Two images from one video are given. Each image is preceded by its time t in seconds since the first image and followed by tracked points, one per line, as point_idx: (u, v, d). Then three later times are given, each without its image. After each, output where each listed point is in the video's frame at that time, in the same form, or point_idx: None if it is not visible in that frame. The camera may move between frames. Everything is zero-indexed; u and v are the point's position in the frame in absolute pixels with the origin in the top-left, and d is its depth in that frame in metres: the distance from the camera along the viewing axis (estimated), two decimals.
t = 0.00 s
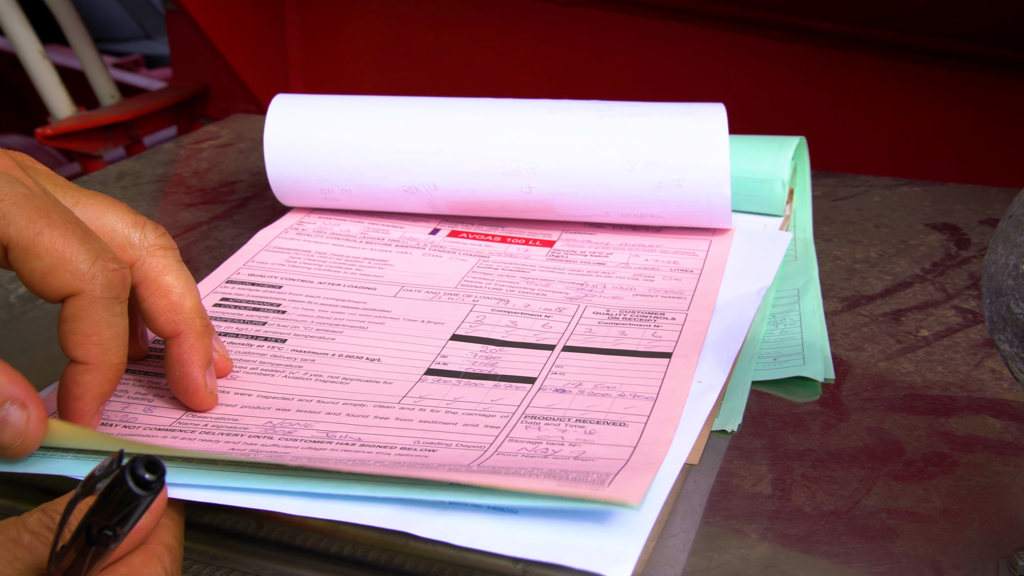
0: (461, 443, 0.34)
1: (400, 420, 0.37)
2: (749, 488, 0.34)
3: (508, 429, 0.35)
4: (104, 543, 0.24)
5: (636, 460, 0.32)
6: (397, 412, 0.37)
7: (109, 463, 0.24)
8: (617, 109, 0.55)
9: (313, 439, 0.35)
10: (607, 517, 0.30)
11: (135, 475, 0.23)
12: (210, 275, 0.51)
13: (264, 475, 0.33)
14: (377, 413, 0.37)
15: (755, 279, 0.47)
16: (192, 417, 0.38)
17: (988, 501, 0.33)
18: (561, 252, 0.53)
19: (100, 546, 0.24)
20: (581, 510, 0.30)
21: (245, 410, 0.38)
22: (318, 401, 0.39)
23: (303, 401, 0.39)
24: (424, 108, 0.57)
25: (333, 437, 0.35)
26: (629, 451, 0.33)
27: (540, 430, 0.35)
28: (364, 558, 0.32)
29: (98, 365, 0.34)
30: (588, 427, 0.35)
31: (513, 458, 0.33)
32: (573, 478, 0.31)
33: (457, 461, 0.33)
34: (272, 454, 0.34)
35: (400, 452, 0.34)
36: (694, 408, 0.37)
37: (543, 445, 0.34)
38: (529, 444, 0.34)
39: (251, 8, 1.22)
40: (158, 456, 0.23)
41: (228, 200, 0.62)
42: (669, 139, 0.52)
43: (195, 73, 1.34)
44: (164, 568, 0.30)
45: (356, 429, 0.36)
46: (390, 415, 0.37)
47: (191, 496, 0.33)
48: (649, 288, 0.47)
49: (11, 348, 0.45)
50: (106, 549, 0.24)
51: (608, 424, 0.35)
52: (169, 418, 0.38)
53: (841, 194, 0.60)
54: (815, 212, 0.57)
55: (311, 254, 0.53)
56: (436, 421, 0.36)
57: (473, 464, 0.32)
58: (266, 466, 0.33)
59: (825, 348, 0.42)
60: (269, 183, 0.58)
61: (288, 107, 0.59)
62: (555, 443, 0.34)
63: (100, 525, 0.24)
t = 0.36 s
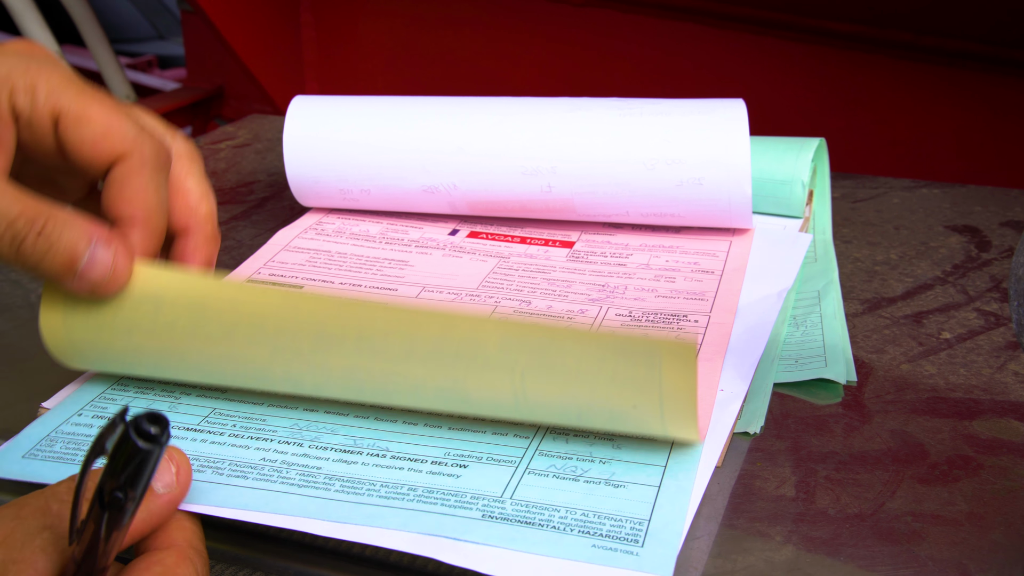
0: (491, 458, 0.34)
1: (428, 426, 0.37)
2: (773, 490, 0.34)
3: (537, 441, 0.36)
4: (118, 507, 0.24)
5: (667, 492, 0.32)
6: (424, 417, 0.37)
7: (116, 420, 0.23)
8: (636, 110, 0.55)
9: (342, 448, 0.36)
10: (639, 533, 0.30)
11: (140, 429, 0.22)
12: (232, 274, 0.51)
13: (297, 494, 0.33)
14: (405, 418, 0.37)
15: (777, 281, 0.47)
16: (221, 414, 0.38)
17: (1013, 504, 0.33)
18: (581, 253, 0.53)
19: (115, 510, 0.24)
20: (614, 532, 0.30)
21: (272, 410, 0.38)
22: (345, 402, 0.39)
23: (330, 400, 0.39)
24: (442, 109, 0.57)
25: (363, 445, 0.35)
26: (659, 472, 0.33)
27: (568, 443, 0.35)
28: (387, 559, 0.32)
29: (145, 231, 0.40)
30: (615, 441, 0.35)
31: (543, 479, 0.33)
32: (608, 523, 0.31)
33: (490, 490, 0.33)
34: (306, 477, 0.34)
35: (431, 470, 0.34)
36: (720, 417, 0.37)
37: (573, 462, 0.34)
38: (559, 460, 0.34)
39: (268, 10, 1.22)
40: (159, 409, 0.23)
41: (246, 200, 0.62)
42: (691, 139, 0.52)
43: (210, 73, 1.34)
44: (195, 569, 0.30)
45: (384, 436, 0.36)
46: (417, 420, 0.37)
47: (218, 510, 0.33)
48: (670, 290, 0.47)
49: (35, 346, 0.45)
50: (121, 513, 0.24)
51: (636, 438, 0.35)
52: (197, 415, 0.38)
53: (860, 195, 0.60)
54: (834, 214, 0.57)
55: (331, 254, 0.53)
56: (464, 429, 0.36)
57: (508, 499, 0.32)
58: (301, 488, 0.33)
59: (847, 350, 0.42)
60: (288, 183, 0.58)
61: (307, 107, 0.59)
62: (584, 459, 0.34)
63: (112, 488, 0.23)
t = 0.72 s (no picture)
0: (515, 457, 0.34)
1: (451, 425, 0.37)
2: (799, 492, 0.34)
3: (562, 439, 0.35)
4: (148, 493, 0.24)
5: (691, 491, 0.32)
6: (448, 416, 0.37)
7: (145, 405, 0.23)
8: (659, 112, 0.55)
9: (366, 447, 0.36)
10: (666, 531, 0.30)
11: (170, 413, 0.22)
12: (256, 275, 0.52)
13: (322, 493, 0.33)
14: (429, 417, 0.37)
15: (801, 280, 0.47)
16: (246, 410, 0.38)
17: None
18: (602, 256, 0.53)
19: (145, 496, 0.24)
20: (638, 533, 0.30)
21: (296, 407, 0.38)
22: (369, 399, 0.39)
23: (354, 398, 0.39)
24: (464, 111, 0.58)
25: (387, 443, 0.35)
26: (684, 472, 0.33)
27: (592, 443, 0.35)
28: (412, 559, 0.32)
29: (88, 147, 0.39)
30: (640, 441, 0.35)
31: (568, 478, 0.33)
32: (634, 523, 0.30)
33: (514, 490, 0.33)
34: (330, 476, 0.34)
35: (455, 469, 0.34)
36: (744, 416, 0.37)
37: (597, 462, 0.34)
38: (582, 459, 0.34)
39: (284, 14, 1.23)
40: (187, 394, 0.23)
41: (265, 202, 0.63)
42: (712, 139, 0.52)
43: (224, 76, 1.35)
44: (223, 565, 0.30)
45: (408, 435, 0.36)
46: (440, 420, 0.37)
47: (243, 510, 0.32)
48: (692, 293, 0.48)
49: (58, 345, 0.45)
50: (151, 500, 0.24)
51: (659, 437, 0.35)
52: (221, 412, 0.38)
53: (880, 198, 0.60)
54: (855, 216, 0.57)
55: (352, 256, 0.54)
56: (488, 429, 0.36)
57: (532, 500, 0.32)
58: (325, 487, 0.33)
59: (872, 350, 0.42)
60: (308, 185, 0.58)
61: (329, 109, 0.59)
62: (609, 459, 0.34)
63: (142, 474, 0.23)
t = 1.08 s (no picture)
0: (529, 460, 0.34)
1: (465, 427, 0.37)
2: (822, 494, 0.34)
3: (576, 442, 0.35)
4: (167, 498, 0.24)
5: (705, 497, 0.32)
6: (464, 417, 0.37)
7: (164, 412, 0.23)
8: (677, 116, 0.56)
9: (380, 448, 0.36)
10: (679, 537, 0.30)
11: (189, 419, 0.22)
12: (274, 272, 0.52)
13: (334, 498, 0.33)
14: (443, 418, 0.37)
15: (819, 280, 0.47)
16: (260, 412, 0.38)
17: None
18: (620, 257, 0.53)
19: (164, 501, 0.24)
20: (651, 540, 0.30)
21: (310, 408, 0.38)
22: (383, 399, 0.39)
23: (368, 398, 0.39)
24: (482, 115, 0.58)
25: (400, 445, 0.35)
26: (697, 476, 0.33)
27: (606, 446, 0.35)
28: (428, 560, 0.32)
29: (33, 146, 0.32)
30: (653, 444, 0.35)
31: (580, 482, 0.33)
32: (646, 530, 0.30)
33: (527, 494, 0.32)
34: (343, 479, 0.34)
35: (469, 472, 0.34)
36: (759, 420, 0.36)
37: (610, 465, 0.34)
38: (596, 462, 0.34)
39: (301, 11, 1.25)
40: (207, 399, 0.22)
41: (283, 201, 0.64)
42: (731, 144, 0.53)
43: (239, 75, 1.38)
44: (236, 568, 0.30)
45: (422, 436, 0.36)
46: (455, 421, 0.37)
47: (257, 516, 0.32)
48: (710, 294, 0.47)
49: (79, 345, 0.45)
50: (170, 505, 0.24)
51: (673, 440, 0.35)
52: (235, 414, 0.38)
53: (899, 199, 0.60)
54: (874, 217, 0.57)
55: (370, 255, 0.54)
56: (502, 431, 0.36)
57: (545, 505, 0.32)
58: (338, 491, 0.33)
59: (892, 352, 0.42)
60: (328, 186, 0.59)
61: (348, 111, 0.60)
62: (622, 462, 0.34)
63: (160, 479, 0.23)
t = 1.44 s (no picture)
0: (541, 459, 0.34)
1: (478, 428, 0.37)
2: (844, 496, 0.34)
3: (588, 442, 0.35)
4: (179, 488, 0.24)
5: (719, 497, 0.32)
6: (476, 418, 0.37)
7: (175, 401, 0.23)
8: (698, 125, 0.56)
9: (392, 447, 0.35)
10: (691, 536, 0.30)
11: (200, 408, 0.22)
12: (288, 271, 0.52)
13: (345, 493, 0.33)
14: (456, 418, 0.37)
15: (838, 283, 0.47)
16: (273, 409, 0.38)
17: None
18: (636, 258, 0.53)
19: (176, 492, 0.24)
20: (663, 539, 0.30)
21: (323, 406, 0.38)
22: (396, 399, 0.39)
23: (381, 398, 0.39)
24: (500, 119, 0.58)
25: (413, 443, 0.35)
26: (710, 478, 0.33)
27: (618, 446, 0.35)
28: (440, 557, 0.32)
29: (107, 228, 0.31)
30: (667, 445, 0.35)
31: (593, 482, 0.33)
32: (658, 529, 0.30)
33: (539, 492, 0.32)
34: (355, 475, 0.34)
35: (481, 471, 0.34)
36: (773, 423, 0.36)
37: (623, 466, 0.34)
38: (608, 463, 0.34)
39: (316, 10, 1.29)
40: (220, 387, 0.22)
41: (299, 201, 0.64)
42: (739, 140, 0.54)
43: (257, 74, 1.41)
44: (249, 561, 0.30)
45: (435, 436, 0.36)
46: (468, 421, 0.37)
47: (269, 509, 0.32)
48: (726, 296, 0.47)
49: (97, 344, 0.45)
50: (182, 495, 0.24)
51: (687, 442, 0.35)
52: (248, 412, 0.38)
53: (918, 200, 0.60)
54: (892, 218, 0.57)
55: (386, 254, 0.54)
56: (515, 431, 0.36)
57: (556, 503, 0.32)
58: (349, 487, 0.33)
59: (913, 354, 0.42)
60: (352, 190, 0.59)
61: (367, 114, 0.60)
62: (635, 463, 0.34)
63: (172, 469, 0.23)
